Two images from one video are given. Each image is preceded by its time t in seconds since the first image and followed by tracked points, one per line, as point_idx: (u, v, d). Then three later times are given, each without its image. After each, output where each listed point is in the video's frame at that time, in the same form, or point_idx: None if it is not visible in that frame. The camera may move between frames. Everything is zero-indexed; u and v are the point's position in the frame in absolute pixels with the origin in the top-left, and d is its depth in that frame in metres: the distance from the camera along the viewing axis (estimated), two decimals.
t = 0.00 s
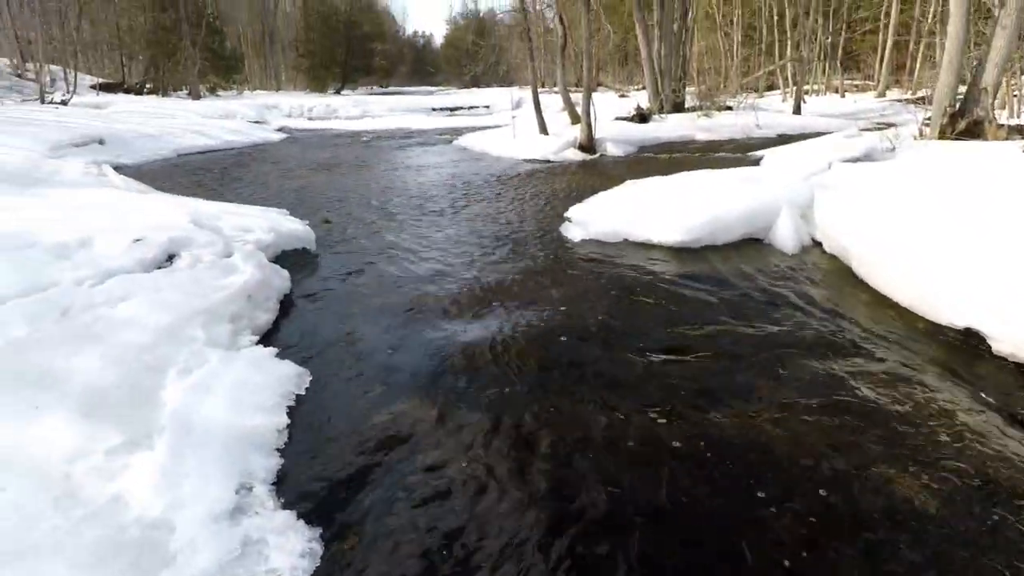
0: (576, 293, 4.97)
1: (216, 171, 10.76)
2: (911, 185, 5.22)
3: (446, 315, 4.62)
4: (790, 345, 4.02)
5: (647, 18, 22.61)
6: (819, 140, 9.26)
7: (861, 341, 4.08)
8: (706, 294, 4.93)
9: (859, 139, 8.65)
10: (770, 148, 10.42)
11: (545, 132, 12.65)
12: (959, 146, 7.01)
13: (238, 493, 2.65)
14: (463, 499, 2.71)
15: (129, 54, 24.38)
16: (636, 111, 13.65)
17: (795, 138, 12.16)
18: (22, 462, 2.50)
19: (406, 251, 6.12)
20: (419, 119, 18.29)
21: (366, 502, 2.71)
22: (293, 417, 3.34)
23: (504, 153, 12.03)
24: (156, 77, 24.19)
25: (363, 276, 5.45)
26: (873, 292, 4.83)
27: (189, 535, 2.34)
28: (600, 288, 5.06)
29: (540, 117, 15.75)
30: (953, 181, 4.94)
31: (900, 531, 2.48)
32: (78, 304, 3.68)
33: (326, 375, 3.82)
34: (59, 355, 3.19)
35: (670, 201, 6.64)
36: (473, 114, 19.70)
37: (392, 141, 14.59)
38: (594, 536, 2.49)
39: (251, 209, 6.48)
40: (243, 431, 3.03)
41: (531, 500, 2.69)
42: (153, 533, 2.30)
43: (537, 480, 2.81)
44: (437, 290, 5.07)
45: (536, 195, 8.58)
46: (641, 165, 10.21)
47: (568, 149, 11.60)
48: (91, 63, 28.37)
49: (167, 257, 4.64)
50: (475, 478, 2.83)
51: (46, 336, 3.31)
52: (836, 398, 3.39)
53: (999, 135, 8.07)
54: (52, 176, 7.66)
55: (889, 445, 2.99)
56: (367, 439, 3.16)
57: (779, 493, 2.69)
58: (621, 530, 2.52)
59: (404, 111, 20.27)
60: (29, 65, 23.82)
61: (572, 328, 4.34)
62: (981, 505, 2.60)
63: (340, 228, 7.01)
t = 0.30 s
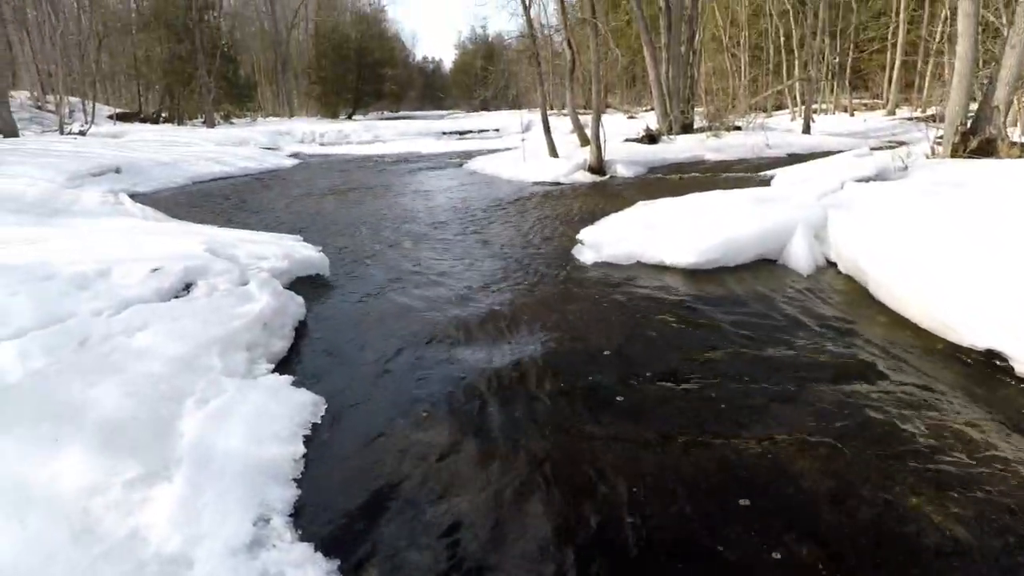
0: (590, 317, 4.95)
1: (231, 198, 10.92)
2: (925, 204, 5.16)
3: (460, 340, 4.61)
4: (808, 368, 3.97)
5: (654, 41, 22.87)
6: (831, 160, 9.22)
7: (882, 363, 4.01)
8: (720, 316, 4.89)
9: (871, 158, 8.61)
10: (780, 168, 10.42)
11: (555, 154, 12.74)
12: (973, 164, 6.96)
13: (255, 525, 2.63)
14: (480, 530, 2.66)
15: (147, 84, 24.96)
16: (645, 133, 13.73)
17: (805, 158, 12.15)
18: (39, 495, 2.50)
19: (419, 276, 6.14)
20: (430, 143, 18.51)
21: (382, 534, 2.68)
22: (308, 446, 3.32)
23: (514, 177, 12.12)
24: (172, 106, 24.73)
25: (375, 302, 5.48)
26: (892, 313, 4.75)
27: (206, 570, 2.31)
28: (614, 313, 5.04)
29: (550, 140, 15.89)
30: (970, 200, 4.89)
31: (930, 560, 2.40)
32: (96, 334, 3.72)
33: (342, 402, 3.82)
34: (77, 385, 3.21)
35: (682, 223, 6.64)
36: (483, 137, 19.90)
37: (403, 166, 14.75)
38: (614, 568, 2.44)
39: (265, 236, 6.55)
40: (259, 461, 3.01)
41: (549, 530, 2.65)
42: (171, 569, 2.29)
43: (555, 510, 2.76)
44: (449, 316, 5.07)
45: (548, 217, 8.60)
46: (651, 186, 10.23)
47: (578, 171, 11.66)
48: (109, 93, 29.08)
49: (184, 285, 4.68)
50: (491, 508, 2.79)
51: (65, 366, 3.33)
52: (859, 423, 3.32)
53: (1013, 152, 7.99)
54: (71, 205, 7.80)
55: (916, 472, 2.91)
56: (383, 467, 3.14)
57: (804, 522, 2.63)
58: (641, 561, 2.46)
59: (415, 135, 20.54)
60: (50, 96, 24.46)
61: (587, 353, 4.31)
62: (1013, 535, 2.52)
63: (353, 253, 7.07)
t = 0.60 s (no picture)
0: (593, 336, 4.93)
1: (234, 215, 10.97)
2: (930, 228, 5.14)
3: (463, 359, 4.59)
4: (813, 386, 3.96)
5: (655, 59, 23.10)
6: (832, 177, 9.25)
7: (887, 383, 3.97)
8: (724, 334, 4.88)
9: (872, 175, 8.65)
10: (782, 185, 10.47)
11: (557, 171, 12.80)
12: (972, 182, 7.01)
13: (257, 548, 2.60)
14: (485, 551, 2.64)
15: (152, 102, 25.22)
16: (646, 150, 13.82)
17: (806, 175, 12.21)
18: (41, 518, 2.49)
19: (422, 294, 6.14)
20: (432, 161, 18.64)
21: (387, 555, 2.65)
22: (311, 468, 3.29)
23: (516, 194, 12.18)
24: (177, 123, 24.97)
25: (379, 319, 5.48)
26: (896, 332, 4.72)
27: None
28: (617, 330, 5.04)
29: (552, 157, 15.99)
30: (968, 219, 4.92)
31: None
32: (101, 353, 3.72)
33: (347, 421, 3.81)
34: (81, 406, 3.20)
35: (684, 241, 6.66)
36: (486, 155, 20.04)
37: (406, 183, 14.84)
38: None
39: (269, 254, 6.57)
40: (262, 482, 2.99)
41: (555, 551, 2.62)
42: None
43: (558, 534, 2.72)
44: (451, 334, 5.07)
45: (550, 235, 8.62)
46: (653, 203, 10.28)
47: (581, 189, 11.72)
48: (114, 111, 29.37)
49: (187, 304, 4.69)
50: (496, 530, 2.77)
51: (69, 387, 3.33)
52: (866, 444, 3.28)
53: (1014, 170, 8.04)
54: (76, 223, 7.83)
55: (923, 495, 2.87)
56: (387, 488, 3.13)
57: (813, 543, 2.61)
58: None
59: (418, 153, 20.69)
60: (57, 114, 24.73)
61: (591, 371, 4.31)
62: None
63: (356, 271, 7.08)
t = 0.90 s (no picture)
0: (588, 353, 4.94)
1: (231, 229, 10.98)
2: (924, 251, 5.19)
3: (460, 376, 4.60)
4: (808, 404, 3.98)
5: (650, 76, 23.36)
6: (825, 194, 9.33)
7: (882, 401, 3.99)
8: (719, 352, 4.89)
9: (865, 193, 8.74)
10: (776, 202, 10.55)
11: (553, 187, 12.87)
12: (963, 199, 7.09)
13: (251, 571, 2.58)
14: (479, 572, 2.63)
15: (150, 115, 25.30)
16: (642, 166, 13.92)
17: (800, 191, 12.31)
18: (32, 541, 2.46)
19: (418, 310, 6.15)
20: (429, 175, 18.72)
21: None
22: (306, 487, 3.27)
23: (512, 209, 12.23)
24: (174, 136, 25.04)
25: (374, 335, 5.48)
26: (891, 349, 4.74)
27: None
28: (613, 348, 5.04)
29: (548, 173, 16.09)
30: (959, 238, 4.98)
31: None
32: (94, 370, 3.70)
33: (342, 439, 3.80)
34: (73, 425, 3.18)
35: (680, 258, 6.70)
36: (482, 170, 20.14)
37: (402, 197, 14.89)
38: None
39: (265, 269, 6.58)
40: (257, 502, 2.98)
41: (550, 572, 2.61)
42: None
43: (553, 554, 2.71)
44: (447, 351, 5.07)
45: (546, 250, 8.66)
46: (648, 219, 10.34)
47: (576, 204, 11.78)
48: (112, 123, 29.44)
49: (183, 320, 4.68)
50: (491, 550, 2.76)
51: (61, 405, 3.30)
52: (860, 463, 3.30)
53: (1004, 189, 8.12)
54: (71, 236, 7.81)
55: (920, 515, 2.88)
56: (382, 507, 3.12)
57: (808, 565, 2.60)
58: None
59: (414, 167, 20.78)
60: (53, 126, 24.78)
61: (586, 390, 4.31)
62: None
63: (352, 286, 7.08)
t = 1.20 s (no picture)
0: (585, 373, 4.95)
1: (228, 243, 10.99)
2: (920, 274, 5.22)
3: (456, 396, 4.58)
4: (803, 425, 3.99)
5: (646, 95, 23.63)
6: (819, 213, 9.40)
7: (878, 424, 4.00)
8: (716, 372, 4.91)
9: (859, 212, 8.82)
10: (771, 221, 10.63)
11: (550, 204, 12.94)
12: (955, 220, 7.18)
13: None
14: None
15: (149, 128, 25.40)
16: (638, 184, 14.03)
17: (795, 211, 12.42)
18: (26, 559, 2.44)
19: (415, 327, 6.14)
20: (426, 191, 18.80)
21: None
22: (302, 507, 3.25)
23: (509, 226, 12.29)
24: (173, 150, 25.12)
25: (372, 353, 5.48)
26: (887, 370, 4.74)
27: None
28: (609, 367, 5.06)
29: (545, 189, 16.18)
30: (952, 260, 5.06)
31: None
32: (90, 386, 3.68)
33: (337, 458, 3.78)
34: (70, 441, 3.16)
35: (676, 277, 6.74)
36: (479, 186, 20.23)
37: (400, 213, 14.93)
38: None
39: (262, 285, 6.58)
40: (253, 521, 2.96)
41: None
42: None
43: None
44: (444, 368, 5.07)
45: (543, 267, 8.68)
46: (645, 237, 10.39)
47: (573, 221, 11.85)
48: (111, 136, 29.54)
49: (180, 336, 4.67)
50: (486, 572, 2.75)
51: (57, 421, 3.28)
52: (855, 484, 3.32)
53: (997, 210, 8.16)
54: (69, 249, 7.81)
55: (915, 537, 2.89)
56: (377, 528, 3.10)
57: None
58: None
59: (412, 183, 20.87)
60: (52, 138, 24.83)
61: (582, 409, 4.32)
62: None
63: (350, 303, 7.09)
